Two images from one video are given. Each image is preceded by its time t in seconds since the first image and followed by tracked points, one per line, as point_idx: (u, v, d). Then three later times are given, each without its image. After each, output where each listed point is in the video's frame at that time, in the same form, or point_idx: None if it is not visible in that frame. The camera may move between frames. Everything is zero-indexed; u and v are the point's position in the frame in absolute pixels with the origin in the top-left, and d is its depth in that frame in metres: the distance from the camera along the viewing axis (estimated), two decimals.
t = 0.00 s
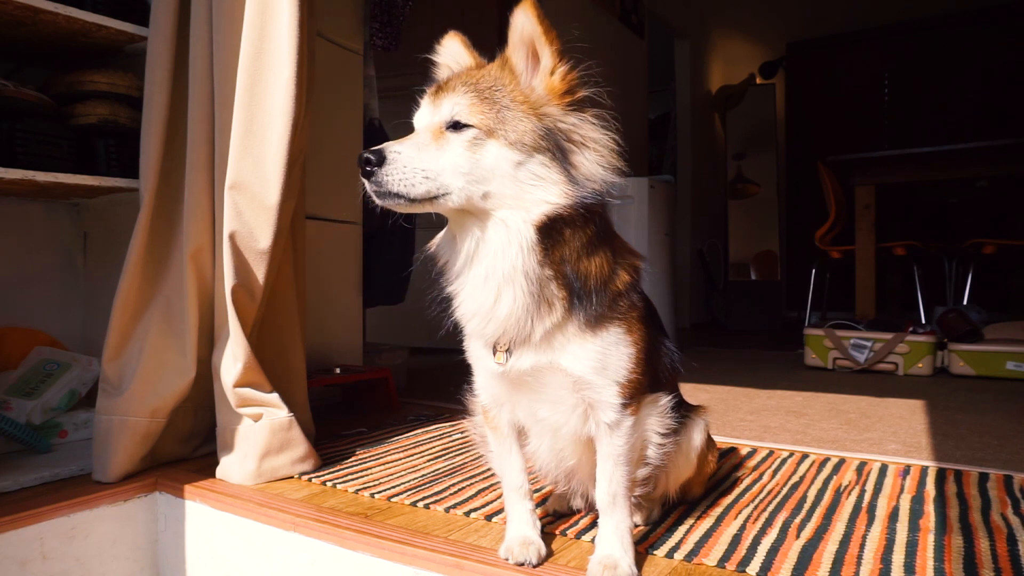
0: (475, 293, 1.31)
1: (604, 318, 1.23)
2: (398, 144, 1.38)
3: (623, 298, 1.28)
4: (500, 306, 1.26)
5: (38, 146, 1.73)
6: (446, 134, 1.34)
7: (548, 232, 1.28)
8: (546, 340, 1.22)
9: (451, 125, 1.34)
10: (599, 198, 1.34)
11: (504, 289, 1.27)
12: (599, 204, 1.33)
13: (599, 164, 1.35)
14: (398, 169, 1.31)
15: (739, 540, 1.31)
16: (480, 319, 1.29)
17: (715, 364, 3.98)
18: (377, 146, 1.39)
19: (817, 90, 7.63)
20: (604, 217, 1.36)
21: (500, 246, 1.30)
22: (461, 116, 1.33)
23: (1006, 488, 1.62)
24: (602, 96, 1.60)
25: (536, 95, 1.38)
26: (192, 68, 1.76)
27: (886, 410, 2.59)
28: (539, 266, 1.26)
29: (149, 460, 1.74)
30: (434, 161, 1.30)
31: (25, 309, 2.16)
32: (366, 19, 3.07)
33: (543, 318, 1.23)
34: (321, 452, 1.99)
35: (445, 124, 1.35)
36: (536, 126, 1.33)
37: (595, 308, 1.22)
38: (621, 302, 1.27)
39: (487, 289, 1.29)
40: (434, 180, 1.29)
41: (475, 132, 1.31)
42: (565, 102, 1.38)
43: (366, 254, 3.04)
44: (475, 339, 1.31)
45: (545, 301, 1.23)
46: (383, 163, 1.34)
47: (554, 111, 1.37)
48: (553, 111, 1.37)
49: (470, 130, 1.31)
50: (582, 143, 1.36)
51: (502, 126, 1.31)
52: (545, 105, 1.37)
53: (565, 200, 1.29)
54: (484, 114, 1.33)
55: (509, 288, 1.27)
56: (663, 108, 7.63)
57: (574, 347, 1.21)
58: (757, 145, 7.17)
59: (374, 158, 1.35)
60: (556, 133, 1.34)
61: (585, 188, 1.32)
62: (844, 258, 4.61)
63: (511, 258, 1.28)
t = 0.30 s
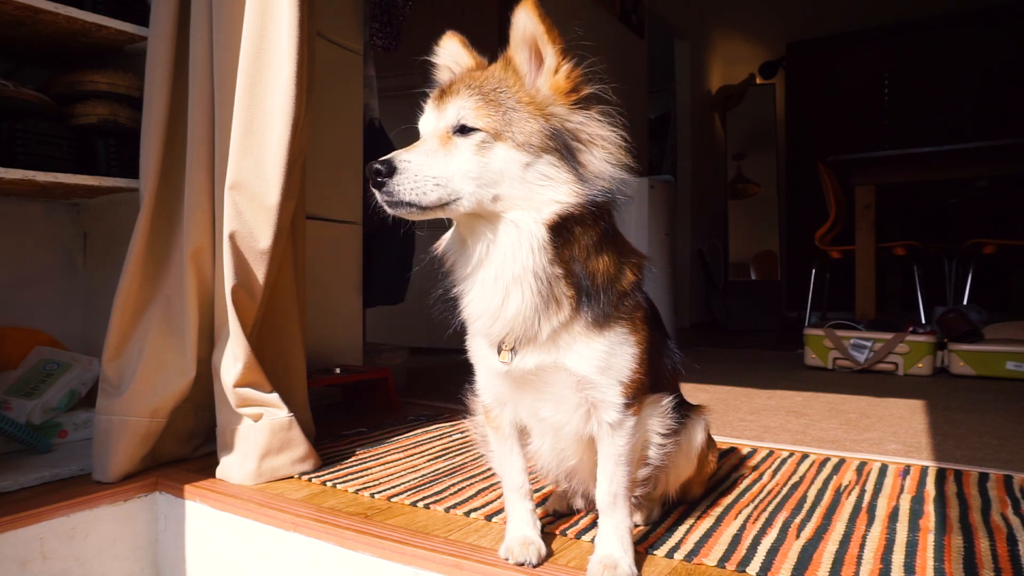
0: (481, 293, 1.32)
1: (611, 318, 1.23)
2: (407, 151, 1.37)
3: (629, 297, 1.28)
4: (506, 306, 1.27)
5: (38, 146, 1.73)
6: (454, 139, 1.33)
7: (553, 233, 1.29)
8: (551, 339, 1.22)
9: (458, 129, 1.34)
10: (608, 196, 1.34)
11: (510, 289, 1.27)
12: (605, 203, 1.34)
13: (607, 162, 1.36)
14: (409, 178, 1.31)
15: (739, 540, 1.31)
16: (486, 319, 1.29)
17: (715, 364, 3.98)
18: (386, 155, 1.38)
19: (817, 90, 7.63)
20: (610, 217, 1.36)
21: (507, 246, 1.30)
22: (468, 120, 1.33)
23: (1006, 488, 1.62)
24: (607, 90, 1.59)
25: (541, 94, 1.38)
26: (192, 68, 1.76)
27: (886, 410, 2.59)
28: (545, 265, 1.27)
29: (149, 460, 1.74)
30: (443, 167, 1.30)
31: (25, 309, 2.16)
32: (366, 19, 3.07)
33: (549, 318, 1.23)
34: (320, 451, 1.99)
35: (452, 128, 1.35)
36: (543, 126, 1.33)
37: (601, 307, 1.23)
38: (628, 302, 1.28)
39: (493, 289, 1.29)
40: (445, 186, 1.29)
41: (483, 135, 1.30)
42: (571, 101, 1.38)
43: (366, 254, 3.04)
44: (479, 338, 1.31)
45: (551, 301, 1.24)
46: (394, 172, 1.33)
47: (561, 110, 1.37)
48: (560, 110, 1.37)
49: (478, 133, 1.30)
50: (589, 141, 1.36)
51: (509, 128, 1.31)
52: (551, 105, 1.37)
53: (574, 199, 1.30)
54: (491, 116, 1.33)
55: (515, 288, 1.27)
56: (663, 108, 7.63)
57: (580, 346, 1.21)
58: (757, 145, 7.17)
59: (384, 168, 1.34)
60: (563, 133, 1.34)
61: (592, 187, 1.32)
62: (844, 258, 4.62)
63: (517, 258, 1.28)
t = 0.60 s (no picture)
0: (484, 292, 1.32)
1: (613, 317, 1.24)
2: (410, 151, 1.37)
3: (631, 297, 1.28)
4: (509, 305, 1.26)
5: (38, 146, 1.73)
6: (458, 137, 1.33)
7: (555, 231, 1.29)
8: (554, 338, 1.22)
9: (462, 128, 1.34)
10: (611, 194, 1.34)
11: (513, 288, 1.27)
12: (607, 202, 1.33)
13: (610, 160, 1.36)
14: (413, 174, 1.31)
15: (739, 540, 1.31)
16: (489, 318, 1.29)
17: (715, 364, 3.97)
18: (390, 154, 1.38)
19: (817, 90, 7.63)
20: (613, 216, 1.36)
21: (510, 245, 1.30)
22: (471, 118, 1.33)
23: (1006, 488, 1.62)
24: (611, 88, 1.59)
25: (545, 93, 1.38)
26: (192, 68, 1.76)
27: (886, 410, 2.59)
28: (547, 265, 1.27)
29: (149, 460, 1.74)
30: (447, 166, 1.30)
31: (25, 309, 2.16)
32: (366, 19, 3.07)
33: (552, 317, 1.23)
34: (320, 452, 1.99)
35: (455, 127, 1.35)
36: (546, 124, 1.33)
37: (604, 306, 1.23)
38: (630, 301, 1.28)
39: (497, 288, 1.29)
40: (449, 185, 1.29)
41: (486, 134, 1.30)
42: (574, 100, 1.39)
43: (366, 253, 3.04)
44: (481, 337, 1.31)
45: (555, 300, 1.24)
46: (398, 170, 1.33)
47: (564, 109, 1.37)
48: (564, 109, 1.37)
49: (481, 132, 1.31)
50: (592, 140, 1.36)
51: (512, 126, 1.31)
52: (555, 104, 1.37)
53: (578, 197, 1.30)
54: (494, 115, 1.33)
55: (518, 288, 1.27)
56: (663, 108, 7.63)
57: (582, 346, 1.22)
58: (757, 145, 7.17)
59: (388, 165, 1.34)
60: (566, 131, 1.34)
61: (594, 185, 1.32)
62: (844, 258, 4.62)
63: (521, 257, 1.28)
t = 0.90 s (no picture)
0: (485, 292, 1.31)
1: (614, 317, 1.23)
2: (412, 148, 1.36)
3: (632, 297, 1.28)
4: (511, 305, 1.26)
5: (38, 146, 1.73)
6: (460, 135, 1.33)
7: (556, 231, 1.29)
8: (555, 338, 1.22)
9: (464, 126, 1.34)
10: (612, 194, 1.34)
11: (515, 288, 1.27)
12: (608, 202, 1.33)
13: (612, 160, 1.36)
14: (414, 171, 1.31)
15: (739, 540, 1.32)
16: (491, 318, 1.28)
17: (715, 364, 3.97)
18: (391, 151, 1.38)
19: (817, 90, 7.63)
20: (614, 216, 1.36)
21: (512, 243, 1.30)
22: (473, 117, 1.33)
23: (1006, 488, 1.62)
24: (614, 88, 1.59)
25: (547, 93, 1.38)
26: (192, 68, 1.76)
27: (886, 410, 2.59)
28: (549, 264, 1.27)
29: (149, 460, 1.74)
30: (449, 163, 1.30)
31: (25, 309, 2.16)
32: (366, 19, 3.06)
33: (554, 317, 1.23)
34: (320, 451, 1.99)
35: (457, 125, 1.35)
36: (548, 123, 1.33)
37: (605, 306, 1.23)
38: (631, 301, 1.28)
39: (498, 288, 1.29)
40: (450, 182, 1.28)
41: (488, 132, 1.30)
42: (577, 100, 1.39)
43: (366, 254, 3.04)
44: (482, 336, 1.31)
45: (556, 300, 1.24)
46: (399, 167, 1.33)
47: (566, 109, 1.37)
48: (566, 109, 1.37)
49: (483, 130, 1.31)
50: (594, 140, 1.36)
51: (514, 125, 1.31)
52: (557, 103, 1.37)
53: (579, 196, 1.30)
54: (496, 113, 1.33)
55: (519, 287, 1.27)
56: (663, 108, 7.62)
57: (583, 345, 1.21)
58: (757, 145, 7.17)
59: (389, 162, 1.34)
60: (568, 130, 1.34)
61: (595, 184, 1.32)
62: (844, 258, 4.62)
63: (522, 256, 1.28)
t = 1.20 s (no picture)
0: (486, 291, 1.31)
1: (615, 316, 1.23)
2: (413, 145, 1.36)
3: (633, 298, 1.28)
4: (511, 304, 1.26)
5: (39, 146, 1.73)
6: (461, 133, 1.33)
7: (556, 231, 1.29)
8: (556, 337, 1.22)
9: (465, 124, 1.34)
10: (613, 194, 1.34)
11: (515, 287, 1.27)
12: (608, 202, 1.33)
13: (613, 160, 1.36)
14: (415, 169, 1.31)
15: (739, 540, 1.32)
16: (491, 317, 1.28)
17: (715, 364, 3.97)
18: (393, 148, 1.38)
19: (817, 90, 7.64)
20: (615, 216, 1.36)
21: (513, 243, 1.30)
22: (475, 115, 1.33)
23: (1006, 488, 1.62)
24: (616, 89, 1.59)
25: (549, 92, 1.38)
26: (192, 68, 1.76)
27: (886, 410, 2.59)
28: (550, 263, 1.27)
29: (149, 460, 1.74)
30: (450, 162, 1.30)
31: (25, 310, 2.16)
32: (366, 20, 3.07)
33: (554, 316, 1.23)
34: (320, 452, 1.99)
35: (458, 124, 1.35)
36: (549, 121, 1.33)
37: (606, 306, 1.23)
38: (632, 300, 1.28)
39: (499, 287, 1.29)
40: (451, 179, 1.28)
41: (489, 130, 1.31)
42: (578, 99, 1.39)
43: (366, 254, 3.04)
44: (482, 335, 1.31)
45: (557, 299, 1.24)
46: (400, 164, 1.33)
47: (568, 108, 1.37)
48: (568, 108, 1.37)
49: (484, 128, 1.31)
50: (595, 140, 1.37)
51: (515, 123, 1.31)
52: (559, 103, 1.37)
53: (580, 195, 1.30)
54: (498, 112, 1.33)
55: (520, 287, 1.27)
56: (663, 108, 7.62)
57: (583, 345, 1.21)
58: (756, 145, 7.18)
59: (390, 160, 1.34)
60: (569, 129, 1.35)
61: (596, 184, 1.32)
62: (844, 258, 4.62)
63: (522, 256, 1.28)
